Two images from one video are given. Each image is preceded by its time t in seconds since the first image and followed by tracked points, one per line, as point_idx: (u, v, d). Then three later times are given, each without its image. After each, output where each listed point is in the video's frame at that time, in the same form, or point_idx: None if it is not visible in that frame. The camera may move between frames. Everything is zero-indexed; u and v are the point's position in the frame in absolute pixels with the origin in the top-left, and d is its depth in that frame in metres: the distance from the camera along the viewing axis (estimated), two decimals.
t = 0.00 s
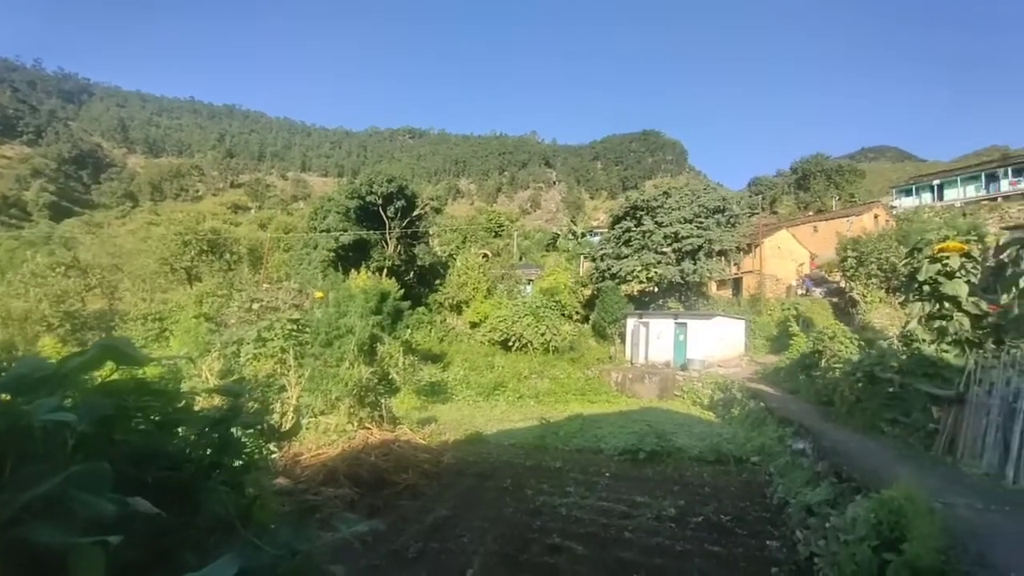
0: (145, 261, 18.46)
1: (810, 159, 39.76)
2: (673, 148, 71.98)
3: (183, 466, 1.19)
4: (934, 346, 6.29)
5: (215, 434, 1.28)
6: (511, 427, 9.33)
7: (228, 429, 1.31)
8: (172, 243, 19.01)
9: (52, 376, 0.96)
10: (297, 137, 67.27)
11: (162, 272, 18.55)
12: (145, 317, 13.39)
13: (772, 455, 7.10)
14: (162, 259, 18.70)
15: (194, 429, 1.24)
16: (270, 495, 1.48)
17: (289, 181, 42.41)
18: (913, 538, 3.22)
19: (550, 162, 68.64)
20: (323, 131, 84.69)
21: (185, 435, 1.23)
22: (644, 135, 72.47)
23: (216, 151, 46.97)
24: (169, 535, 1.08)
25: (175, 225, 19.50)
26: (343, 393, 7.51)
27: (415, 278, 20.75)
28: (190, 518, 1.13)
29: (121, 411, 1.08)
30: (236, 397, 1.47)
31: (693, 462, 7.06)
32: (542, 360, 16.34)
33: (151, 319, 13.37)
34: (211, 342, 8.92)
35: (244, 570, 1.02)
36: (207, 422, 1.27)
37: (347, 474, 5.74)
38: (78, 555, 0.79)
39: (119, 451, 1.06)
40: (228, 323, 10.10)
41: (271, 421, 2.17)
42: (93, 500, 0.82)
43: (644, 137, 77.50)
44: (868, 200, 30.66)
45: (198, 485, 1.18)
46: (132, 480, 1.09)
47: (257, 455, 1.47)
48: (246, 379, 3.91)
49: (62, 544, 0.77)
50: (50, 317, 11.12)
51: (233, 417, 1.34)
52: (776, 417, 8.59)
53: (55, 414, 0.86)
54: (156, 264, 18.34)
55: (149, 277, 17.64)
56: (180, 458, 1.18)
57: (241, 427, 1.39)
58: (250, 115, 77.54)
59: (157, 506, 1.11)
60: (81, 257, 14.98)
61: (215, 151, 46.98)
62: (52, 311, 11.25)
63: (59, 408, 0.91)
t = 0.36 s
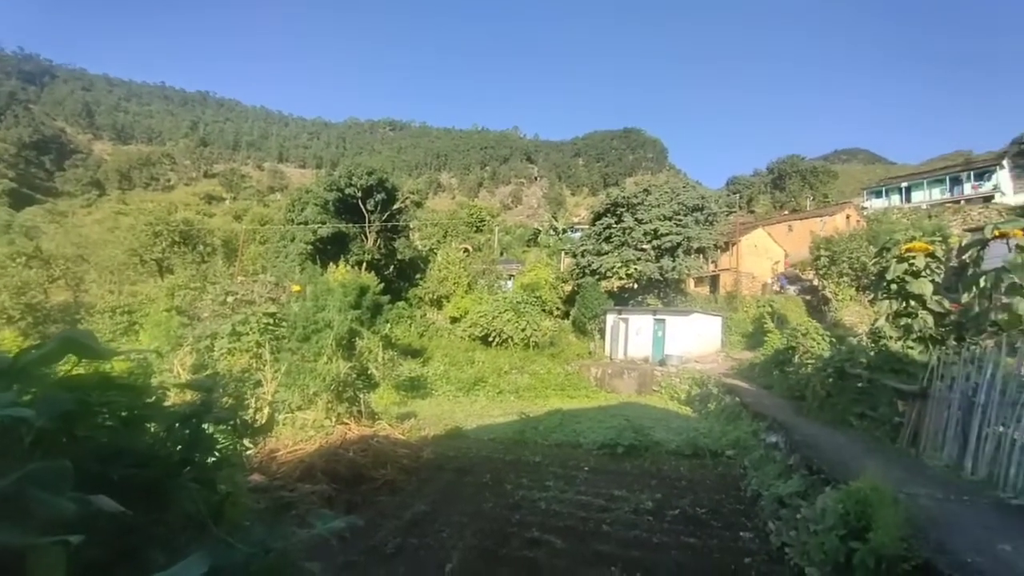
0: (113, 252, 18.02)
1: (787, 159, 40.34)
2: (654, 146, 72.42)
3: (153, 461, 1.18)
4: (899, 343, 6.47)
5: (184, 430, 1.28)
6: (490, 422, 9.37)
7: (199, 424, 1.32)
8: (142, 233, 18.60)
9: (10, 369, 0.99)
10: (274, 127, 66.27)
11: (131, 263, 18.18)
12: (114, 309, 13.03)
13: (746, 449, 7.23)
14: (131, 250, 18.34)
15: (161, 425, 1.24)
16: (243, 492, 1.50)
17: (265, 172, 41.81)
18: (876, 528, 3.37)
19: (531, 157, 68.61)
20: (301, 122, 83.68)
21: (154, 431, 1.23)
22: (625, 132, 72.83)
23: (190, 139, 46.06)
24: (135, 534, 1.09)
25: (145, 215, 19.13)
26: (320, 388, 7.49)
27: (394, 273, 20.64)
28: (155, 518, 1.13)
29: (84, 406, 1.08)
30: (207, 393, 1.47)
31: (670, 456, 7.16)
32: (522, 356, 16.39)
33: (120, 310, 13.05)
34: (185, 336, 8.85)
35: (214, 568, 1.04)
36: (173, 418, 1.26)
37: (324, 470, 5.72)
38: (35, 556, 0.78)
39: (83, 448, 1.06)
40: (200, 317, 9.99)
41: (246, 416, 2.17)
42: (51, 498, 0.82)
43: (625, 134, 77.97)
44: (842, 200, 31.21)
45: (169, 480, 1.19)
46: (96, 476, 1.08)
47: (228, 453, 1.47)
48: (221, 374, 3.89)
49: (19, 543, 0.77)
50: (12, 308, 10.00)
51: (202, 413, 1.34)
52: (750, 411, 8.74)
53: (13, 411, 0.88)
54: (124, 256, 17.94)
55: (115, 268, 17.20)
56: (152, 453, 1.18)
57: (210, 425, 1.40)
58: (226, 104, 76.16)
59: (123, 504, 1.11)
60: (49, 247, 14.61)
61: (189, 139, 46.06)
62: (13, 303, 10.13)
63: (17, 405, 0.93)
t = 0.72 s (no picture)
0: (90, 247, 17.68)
1: (772, 158, 40.62)
2: (642, 144, 72.55)
3: (130, 461, 1.25)
4: (880, 339, 6.56)
5: (163, 429, 1.34)
6: (478, 419, 9.37)
7: (179, 424, 1.37)
8: (122, 228, 18.62)
9: None
10: (259, 121, 65.46)
11: (111, 259, 17.97)
12: (93, 307, 12.78)
13: (731, 443, 7.31)
14: (111, 246, 18.22)
15: (141, 424, 1.30)
16: (227, 490, 1.54)
17: (249, 166, 41.31)
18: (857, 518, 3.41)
19: (520, 154, 68.45)
20: (287, 116, 82.94)
21: (134, 431, 1.29)
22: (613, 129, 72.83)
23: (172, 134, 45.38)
24: (114, 535, 1.17)
25: (125, 210, 19.03)
26: (306, 386, 7.47)
27: (381, 269, 20.42)
28: (132, 519, 1.21)
29: (60, 406, 1.13)
30: (188, 391, 1.54)
31: (657, 451, 7.21)
32: (510, 352, 16.42)
33: (98, 307, 12.83)
34: (165, 335, 8.64)
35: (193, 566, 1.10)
36: (153, 418, 1.32)
37: (310, 469, 5.71)
38: (11, 559, 0.89)
39: (60, 447, 1.13)
40: (185, 313, 9.90)
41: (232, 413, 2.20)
42: (23, 498, 0.92)
43: (614, 131, 78.11)
44: (826, 199, 31.54)
45: (148, 481, 1.26)
46: (73, 477, 1.15)
47: (211, 452, 1.53)
48: (204, 371, 3.86)
49: None
50: None
51: (183, 411, 1.41)
52: (734, 405, 8.84)
53: None
54: (103, 252, 17.67)
55: (96, 265, 17.11)
56: (130, 453, 1.25)
57: (192, 424, 1.46)
58: (209, 97, 75.11)
59: (102, 503, 1.19)
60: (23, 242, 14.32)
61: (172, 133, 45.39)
62: None
63: None
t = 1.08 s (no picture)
0: (36, 242, 16.72)
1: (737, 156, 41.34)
2: (612, 141, 73.04)
3: (75, 468, 1.28)
4: (836, 331, 6.81)
5: (111, 433, 1.39)
6: (448, 415, 9.37)
7: (131, 423, 1.43)
8: (71, 223, 17.72)
9: None
10: (221, 113, 63.87)
11: (56, 254, 16.84)
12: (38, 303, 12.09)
13: (697, 434, 7.48)
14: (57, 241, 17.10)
15: (90, 429, 1.33)
16: (183, 493, 1.61)
17: (210, 159, 40.27)
18: (812, 502, 3.54)
19: (490, 149, 68.34)
20: (250, 107, 81.07)
21: (81, 436, 1.33)
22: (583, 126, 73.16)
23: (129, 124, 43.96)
24: (60, 546, 1.20)
25: (71, 204, 18.17)
26: (271, 385, 7.37)
27: (349, 266, 20.46)
28: (76, 529, 1.24)
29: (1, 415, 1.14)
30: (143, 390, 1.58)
31: (626, 444, 7.33)
32: (481, 348, 16.44)
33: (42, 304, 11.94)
34: (116, 329, 7.26)
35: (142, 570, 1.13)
36: (100, 423, 1.36)
37: (275, 470, 5.61)
38: None
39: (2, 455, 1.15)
40: (137, 312, 8.63)
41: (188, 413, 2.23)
42: None
43: (583, 128, 78.66)
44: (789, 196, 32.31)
45: (94, 486, 1.29)
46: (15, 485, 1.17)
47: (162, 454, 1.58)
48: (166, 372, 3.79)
49: None
50: None
51: (137, 412, 1.46)
52: (700, 397, 9.03)
53: None
54: (49, 247, 16.67)
55: (40, 261, 16.01)
56: (82, 451, 1.31)
57: (146, 425, 1.50)
58: (169, 87, 72.97)
59: (42, 513, 1.21)
60: None
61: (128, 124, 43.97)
62: None
63: None
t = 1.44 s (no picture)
0: None
1: (706, 157, 41.93)
2: (584, 140, 73.36)
3: (24, 471, 1.38)
4: (799, 327, 6.96)
5: (63, 435, 1.49)
6: (420, 414, 9.35)
7: (81, 426, 1.54)
8: (19, 216, 16.64)
9: None
10: (184, 106, 62.20)
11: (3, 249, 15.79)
12: None
13: (666, 429, 7.60)
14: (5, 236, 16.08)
15: (37, 431, 1.44)
16: (144, 498, 1.73)
17: (170, 150, 39.11)
18: (775, 493, 3.64)
19: (463, 146, 68.10)
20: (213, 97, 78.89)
21: (30, 437, 1.43)
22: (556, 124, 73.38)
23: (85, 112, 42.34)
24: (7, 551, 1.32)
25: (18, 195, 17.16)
26: (236, 385, 7.18)
27: (319, 262, 20.11)
28: (28, 534, 1.35)
29: None
30: (93, 390, 1.69)
31: (598, 440, 7.41)
32: (455, 346, 16.38)
33: None
34: (68, 328, 6.68)
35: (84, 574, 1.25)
36: (46, 425, 1.46)
37: (241, 473, 5.48)
38: None
39: None
40: (93, 307, 8.58)
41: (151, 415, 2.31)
42: None
43: (555, 125, 78.81)
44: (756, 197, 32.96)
45: (41, 492, 1.39)
46: None
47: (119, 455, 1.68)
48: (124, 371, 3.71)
49: None
50: None
51: (82, 418, 1.55)
52: (670, 392, 9.17)
53: None
54: None
55: None
56: (33, 453, 1.41)
57: (94, 428, 1.60)
58: (128, 75, 70.66)
59: None
60: None
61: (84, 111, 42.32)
62: None
63: None
